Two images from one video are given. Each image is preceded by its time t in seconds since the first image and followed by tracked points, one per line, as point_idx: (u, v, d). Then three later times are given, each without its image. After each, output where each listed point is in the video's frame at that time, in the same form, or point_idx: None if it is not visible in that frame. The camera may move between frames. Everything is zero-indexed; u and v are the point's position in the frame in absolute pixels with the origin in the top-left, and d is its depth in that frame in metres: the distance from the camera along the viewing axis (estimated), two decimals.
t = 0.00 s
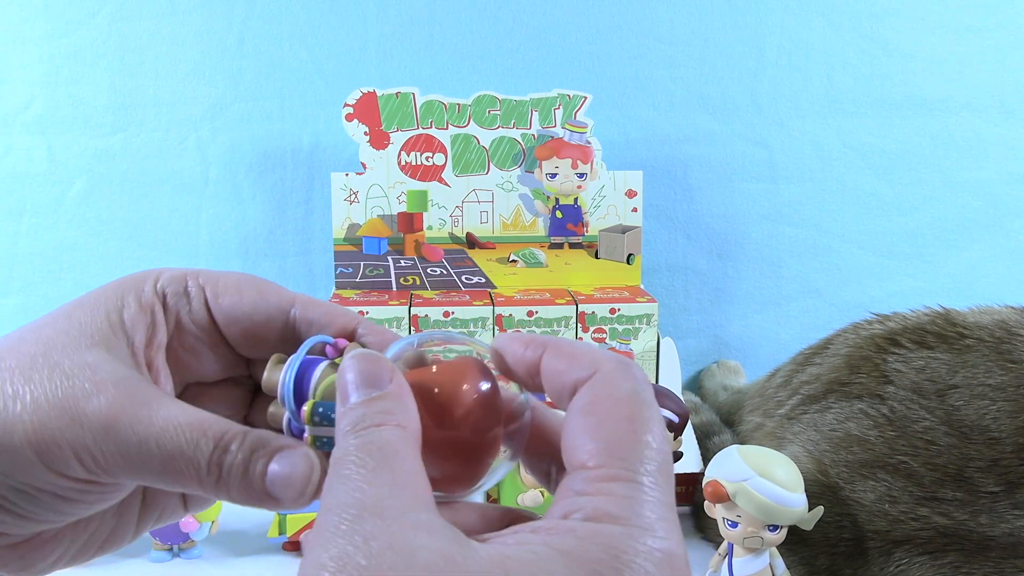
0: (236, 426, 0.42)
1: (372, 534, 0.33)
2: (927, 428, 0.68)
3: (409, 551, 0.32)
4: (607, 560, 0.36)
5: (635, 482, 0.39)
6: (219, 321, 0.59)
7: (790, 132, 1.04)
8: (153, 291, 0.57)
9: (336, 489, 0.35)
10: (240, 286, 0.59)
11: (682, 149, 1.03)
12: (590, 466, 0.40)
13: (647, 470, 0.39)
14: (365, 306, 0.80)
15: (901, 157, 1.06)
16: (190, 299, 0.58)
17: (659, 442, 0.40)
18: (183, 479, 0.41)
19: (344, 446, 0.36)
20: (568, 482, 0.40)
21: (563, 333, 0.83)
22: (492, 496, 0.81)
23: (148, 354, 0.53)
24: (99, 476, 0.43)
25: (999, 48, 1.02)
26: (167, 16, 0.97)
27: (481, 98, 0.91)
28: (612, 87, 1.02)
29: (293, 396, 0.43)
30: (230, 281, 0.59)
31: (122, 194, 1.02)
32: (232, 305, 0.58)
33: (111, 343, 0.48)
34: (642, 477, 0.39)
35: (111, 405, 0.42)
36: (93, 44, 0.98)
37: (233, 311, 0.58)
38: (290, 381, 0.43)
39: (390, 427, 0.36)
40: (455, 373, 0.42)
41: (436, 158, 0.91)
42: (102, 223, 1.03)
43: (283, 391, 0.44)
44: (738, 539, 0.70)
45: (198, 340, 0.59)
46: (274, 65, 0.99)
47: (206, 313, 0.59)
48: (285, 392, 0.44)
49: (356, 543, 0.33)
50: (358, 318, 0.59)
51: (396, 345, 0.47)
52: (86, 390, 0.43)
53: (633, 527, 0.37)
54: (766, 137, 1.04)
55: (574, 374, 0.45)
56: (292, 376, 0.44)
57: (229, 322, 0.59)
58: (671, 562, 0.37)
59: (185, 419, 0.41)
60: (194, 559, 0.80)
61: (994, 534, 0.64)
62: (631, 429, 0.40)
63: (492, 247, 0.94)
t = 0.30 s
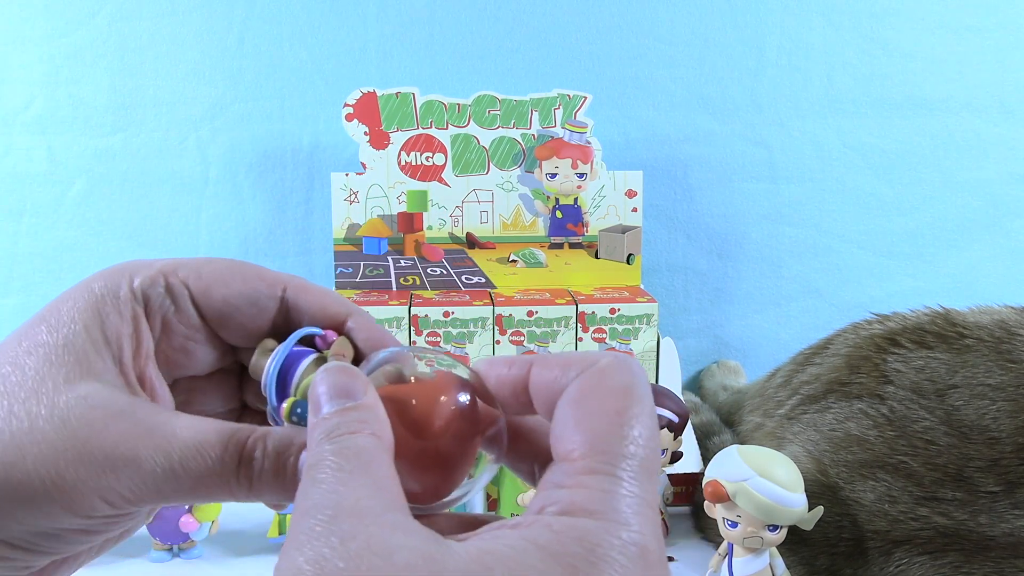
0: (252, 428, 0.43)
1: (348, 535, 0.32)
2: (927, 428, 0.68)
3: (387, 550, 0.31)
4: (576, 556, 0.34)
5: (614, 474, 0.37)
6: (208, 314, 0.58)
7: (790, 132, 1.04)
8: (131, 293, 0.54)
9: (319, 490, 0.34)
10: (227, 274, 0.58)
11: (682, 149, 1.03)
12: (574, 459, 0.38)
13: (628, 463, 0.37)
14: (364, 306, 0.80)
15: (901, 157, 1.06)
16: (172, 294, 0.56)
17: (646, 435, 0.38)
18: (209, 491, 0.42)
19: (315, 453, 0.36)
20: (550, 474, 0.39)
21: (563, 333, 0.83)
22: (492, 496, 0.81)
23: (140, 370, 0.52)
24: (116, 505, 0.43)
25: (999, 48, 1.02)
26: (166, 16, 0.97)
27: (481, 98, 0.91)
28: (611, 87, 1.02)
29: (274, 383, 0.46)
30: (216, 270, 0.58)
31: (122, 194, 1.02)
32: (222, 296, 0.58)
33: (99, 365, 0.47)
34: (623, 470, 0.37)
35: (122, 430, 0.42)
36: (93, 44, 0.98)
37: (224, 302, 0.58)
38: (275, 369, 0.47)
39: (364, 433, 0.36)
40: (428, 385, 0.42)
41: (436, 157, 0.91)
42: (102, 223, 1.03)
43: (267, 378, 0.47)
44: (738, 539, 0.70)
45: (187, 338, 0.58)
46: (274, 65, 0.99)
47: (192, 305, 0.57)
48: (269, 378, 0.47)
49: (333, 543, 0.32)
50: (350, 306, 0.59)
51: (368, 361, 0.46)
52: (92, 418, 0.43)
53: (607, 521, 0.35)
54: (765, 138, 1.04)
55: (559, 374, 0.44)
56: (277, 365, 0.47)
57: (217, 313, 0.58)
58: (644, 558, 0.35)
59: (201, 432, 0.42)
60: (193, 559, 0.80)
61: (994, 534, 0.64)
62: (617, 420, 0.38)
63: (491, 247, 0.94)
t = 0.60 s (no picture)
0: (250, 447, 0.45)
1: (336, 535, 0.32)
2: (927, 428, 0.68)
3: (375, 549, 0.32)
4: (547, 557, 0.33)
5: (587, 475, 0.36)
6: (200, 317, 0.57)
7: (790, 132, 1.04)
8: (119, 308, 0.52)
9: (308, 491, 0.34)
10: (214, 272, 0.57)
11: (682, 149, 1.03)
12: (545, 458, 0.37)
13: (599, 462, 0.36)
14: (364, 306, 0.80)
15: (901, 157, 1.06)
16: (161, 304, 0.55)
17: (618, 433, 0.37)
18: (212, 509, 0.43)
19: (292, 456, 0.36)
20: (523, 473, 0.38)
21: (563, 333, 0.83)
22: (492, 496, 0.81)
23: (141, 385, 0.50)
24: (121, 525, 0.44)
25: (999, 48, 1.02)
26: (166, 16, 0.97)
27: (481, 98, 0.91)
28: (611, 88, 1.02)
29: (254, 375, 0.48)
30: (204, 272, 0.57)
31: (122, 194, 1.03)
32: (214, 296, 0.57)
33: (97, 388, 0.47)
34: (594, 470, 0.36)
35: (126, 455, 0.43)
36: (93, 44, 0.98)
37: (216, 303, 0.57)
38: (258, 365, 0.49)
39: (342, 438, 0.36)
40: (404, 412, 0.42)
41: (436, 157, 0.91)
42: (102, 223, 1.03)
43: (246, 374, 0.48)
44: (738, 539, 0.70)
45: (179, 342, 0.57)
46: (274, 65, 0.99)
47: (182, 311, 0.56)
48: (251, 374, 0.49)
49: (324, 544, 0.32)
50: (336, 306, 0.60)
51: (344, 369, 0.46)
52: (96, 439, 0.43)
53: (579, 521, 0.35)
54: (765, 137, 1.04)
55: (528, 383, 0.42)
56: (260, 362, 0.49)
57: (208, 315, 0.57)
58: (619, 557, 0.35)
59: (208, 453, 0.43)
60: (193, 559, 0.80)
61: (994, 534, 0.64)
62: (588, 419, 0.37)
63: (492, 247, 0.94)
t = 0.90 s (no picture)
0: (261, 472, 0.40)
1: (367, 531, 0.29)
2: (927, 428, 0.68)
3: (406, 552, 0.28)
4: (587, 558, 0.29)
5: (621, 480, 0.32)
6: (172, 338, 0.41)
7: (790, 132, 1.04)
8: (89, 344, 0.38)
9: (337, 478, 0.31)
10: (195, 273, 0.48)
11: (682, 149, 1.03)
12: (579, 463, 0.34)
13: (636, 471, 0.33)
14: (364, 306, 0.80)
15: (900, 157, 1.06)
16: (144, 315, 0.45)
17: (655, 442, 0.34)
18: (239, 528, 0.40)
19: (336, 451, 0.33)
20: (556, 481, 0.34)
21: (563, 333, 0.83)
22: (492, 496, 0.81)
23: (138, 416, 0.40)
24: None
25: (998, 49, 1.02)
26: (166, 17, 0.97)
27: (481, 98, 0.91)
28: (611, 87, 1.02)
29: (274, 417, 0.37)
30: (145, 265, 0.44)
31: (122, 194, 1.03)
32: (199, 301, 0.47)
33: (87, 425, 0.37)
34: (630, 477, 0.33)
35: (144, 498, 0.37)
36: (93, 45, 0.98)
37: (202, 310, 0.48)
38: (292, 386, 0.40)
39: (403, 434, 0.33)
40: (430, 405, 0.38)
41: (436, 157, 0.91)
42: (101, 223, 1.03)
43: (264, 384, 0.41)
44: (738, 539, 0.70)
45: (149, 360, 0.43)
46: (274, 65, 0.99)
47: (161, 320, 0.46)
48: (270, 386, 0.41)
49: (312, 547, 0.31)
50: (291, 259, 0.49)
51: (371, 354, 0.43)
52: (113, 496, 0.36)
53: (616, 525, 0.31)
54: (765, 138, 1.04)
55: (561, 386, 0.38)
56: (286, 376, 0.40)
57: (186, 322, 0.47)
58: (653, 566, 0.30)
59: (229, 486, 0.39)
60: (193, 560, 0.80)
61: (994, 534, 0.64)
62: (624, 424, 0.34)
63: (492, 247, 0.94)
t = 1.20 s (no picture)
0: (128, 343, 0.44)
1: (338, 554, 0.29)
2: (927, 428, 0.68)
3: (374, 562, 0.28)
4: (583, 563, 0.28)
5: (613, 448, 0.31)
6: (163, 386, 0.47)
7: (790, 132, 1.04)
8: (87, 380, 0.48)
9: (325, 509, 0.33)
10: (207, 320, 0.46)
11: (682, 149, 1.03)
12: (570, 437, 0.32)
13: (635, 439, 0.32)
14: (365, 306, 0.80)
15: (900, 156, 1.06)
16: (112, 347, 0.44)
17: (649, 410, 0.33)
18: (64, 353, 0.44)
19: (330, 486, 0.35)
20: (548, 456, 0.33)
21: (563, 333, 0.83)
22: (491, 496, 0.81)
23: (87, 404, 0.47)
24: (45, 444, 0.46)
25: (998, 49, 1.02)
26: (166, 16, 0.97)
27: (481, 98, 0.91)
28: (611, 87, 1.02)
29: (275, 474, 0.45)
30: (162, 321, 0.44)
31: (122, 194, 1.03)
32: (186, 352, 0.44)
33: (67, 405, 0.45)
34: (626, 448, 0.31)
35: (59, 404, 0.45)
36: (93, 44, 0.98)
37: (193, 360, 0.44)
38: (277, 446, 0.42)
39: (380, 466, 0.35)
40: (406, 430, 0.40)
41: (436, 157, 0.91)
42: (102, 223, 1.03)
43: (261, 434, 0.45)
44: (738, 539, 0.70)
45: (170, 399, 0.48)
46: (274, 65, 0.99)
47: (129, 355, 0.45)
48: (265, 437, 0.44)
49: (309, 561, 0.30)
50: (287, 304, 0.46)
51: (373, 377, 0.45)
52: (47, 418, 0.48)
53: (609, 500, 0.30)
54: (766, 138, 1.04)
55: (549, 358, 0.38)
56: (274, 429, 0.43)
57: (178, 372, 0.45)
58: (653, 537, 0.29)
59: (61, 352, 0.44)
60: (195, 559, 0.80)
61: (994, 534, 0.64)
62: (616, 401, 0.33)
63: (492, 246, 0.94)
